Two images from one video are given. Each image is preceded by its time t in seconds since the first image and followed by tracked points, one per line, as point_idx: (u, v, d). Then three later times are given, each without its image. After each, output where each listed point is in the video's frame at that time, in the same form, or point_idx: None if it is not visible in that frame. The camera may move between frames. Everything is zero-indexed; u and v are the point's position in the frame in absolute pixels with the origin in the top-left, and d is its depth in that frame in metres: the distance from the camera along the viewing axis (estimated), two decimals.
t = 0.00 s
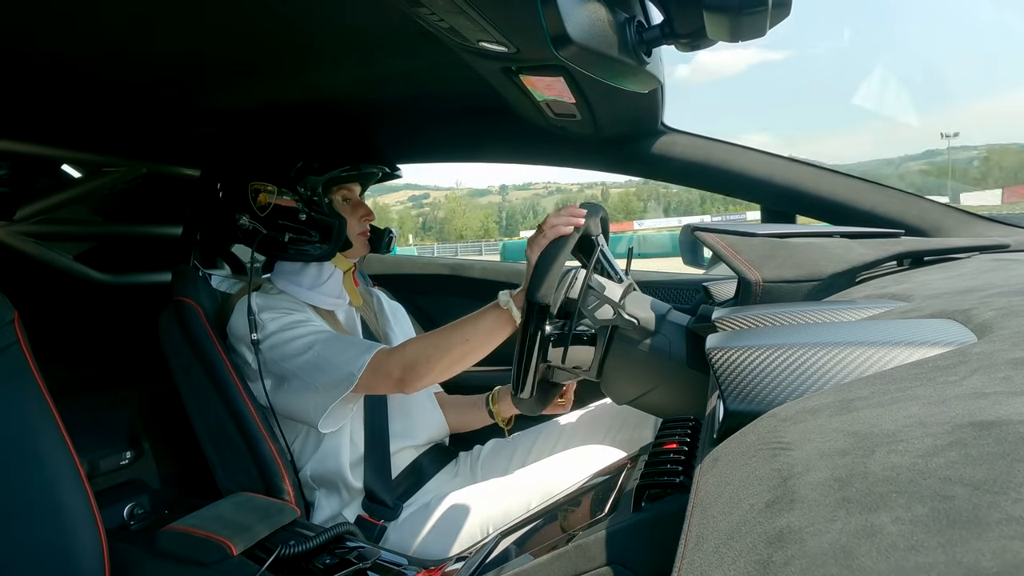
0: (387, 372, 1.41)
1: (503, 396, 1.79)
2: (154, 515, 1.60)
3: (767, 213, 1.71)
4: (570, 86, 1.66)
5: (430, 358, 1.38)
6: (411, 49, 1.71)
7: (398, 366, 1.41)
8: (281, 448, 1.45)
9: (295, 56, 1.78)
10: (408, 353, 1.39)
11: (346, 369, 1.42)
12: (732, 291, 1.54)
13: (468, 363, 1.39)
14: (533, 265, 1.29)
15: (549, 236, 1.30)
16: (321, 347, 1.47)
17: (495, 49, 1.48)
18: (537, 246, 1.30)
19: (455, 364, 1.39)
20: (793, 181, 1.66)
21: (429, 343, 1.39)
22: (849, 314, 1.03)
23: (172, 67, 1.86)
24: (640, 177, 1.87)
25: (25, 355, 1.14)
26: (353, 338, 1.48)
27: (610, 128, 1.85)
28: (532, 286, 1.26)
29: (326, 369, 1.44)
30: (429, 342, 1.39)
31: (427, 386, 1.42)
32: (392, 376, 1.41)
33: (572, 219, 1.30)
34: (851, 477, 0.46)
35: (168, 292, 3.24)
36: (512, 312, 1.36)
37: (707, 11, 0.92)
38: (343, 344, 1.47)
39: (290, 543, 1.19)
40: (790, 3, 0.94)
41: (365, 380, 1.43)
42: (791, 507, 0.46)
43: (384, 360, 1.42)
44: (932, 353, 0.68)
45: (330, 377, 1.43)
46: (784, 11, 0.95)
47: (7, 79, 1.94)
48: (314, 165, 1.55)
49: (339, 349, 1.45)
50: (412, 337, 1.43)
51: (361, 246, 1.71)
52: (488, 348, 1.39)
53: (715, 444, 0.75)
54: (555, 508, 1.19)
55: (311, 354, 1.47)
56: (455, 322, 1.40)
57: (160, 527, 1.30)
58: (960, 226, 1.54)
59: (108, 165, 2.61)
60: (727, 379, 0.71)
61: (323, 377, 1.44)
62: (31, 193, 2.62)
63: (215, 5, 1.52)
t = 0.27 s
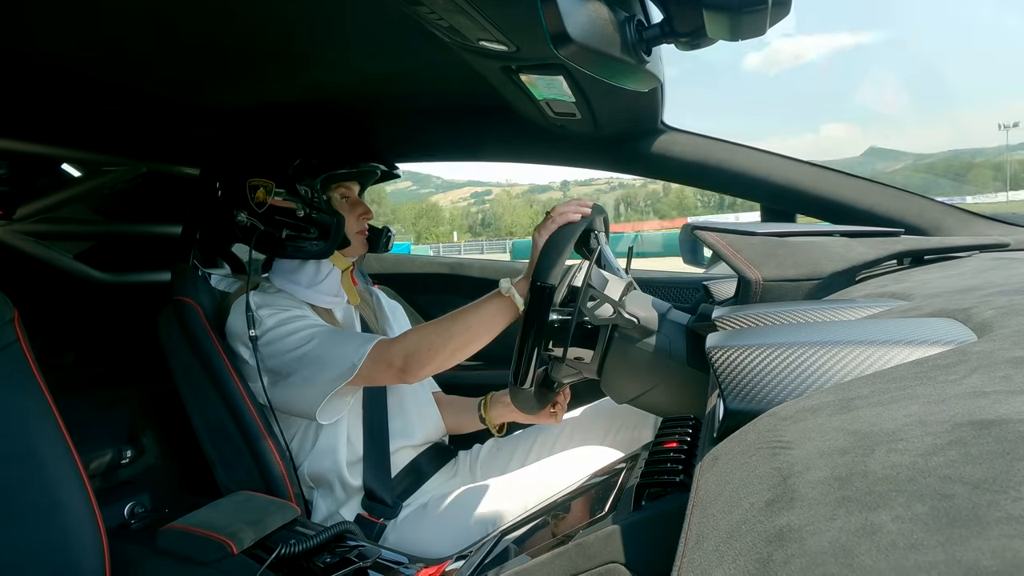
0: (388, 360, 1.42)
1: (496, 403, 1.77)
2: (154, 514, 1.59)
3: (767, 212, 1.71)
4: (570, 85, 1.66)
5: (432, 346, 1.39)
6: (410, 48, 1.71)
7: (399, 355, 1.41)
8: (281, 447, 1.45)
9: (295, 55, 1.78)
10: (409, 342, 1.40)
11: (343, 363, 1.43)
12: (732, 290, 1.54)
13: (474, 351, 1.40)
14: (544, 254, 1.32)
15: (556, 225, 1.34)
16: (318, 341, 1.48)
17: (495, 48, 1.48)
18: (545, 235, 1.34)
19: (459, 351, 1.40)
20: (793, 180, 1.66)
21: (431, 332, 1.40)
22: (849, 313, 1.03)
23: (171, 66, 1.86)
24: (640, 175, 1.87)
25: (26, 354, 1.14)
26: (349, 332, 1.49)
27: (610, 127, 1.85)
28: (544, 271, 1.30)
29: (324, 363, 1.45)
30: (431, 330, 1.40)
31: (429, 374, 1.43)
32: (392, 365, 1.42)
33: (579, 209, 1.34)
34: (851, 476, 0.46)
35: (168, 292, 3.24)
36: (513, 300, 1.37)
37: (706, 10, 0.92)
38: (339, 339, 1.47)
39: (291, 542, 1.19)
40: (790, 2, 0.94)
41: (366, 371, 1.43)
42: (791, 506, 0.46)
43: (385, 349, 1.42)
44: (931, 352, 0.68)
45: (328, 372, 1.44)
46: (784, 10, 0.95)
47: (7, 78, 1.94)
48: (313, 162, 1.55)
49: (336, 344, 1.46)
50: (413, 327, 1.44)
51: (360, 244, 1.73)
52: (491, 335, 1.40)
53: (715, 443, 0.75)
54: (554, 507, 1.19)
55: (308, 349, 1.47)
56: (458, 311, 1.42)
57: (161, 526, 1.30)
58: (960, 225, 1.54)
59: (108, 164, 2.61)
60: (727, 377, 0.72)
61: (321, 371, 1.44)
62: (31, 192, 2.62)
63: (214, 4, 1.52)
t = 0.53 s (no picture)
0: (385, 361, 1.42)
1: (496, 403, 1.77)
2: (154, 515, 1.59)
3: (767, 212, 1.70)
4: (570, 86, 1.66)
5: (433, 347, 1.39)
6: (410, 49, 1.71)
7: (398, 357, 1.41)
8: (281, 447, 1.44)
9: (295, 56, 1.78)
10: (407, 344, 1.40)
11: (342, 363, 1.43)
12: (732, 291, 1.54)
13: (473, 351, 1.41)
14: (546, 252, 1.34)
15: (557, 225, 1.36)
16: (316, 341, 1.47)
17: (495, 48, 1.48)
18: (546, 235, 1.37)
19: (458, 350, 1.41)
20: (793, 181, 1.66)
21: (431, 333, 1.40)
22: (850, 314, 1.03)
23: (171, 67, 1.86)
24: (640, 176, 1.87)
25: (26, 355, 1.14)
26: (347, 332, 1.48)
27: (610, 127, 1.85)
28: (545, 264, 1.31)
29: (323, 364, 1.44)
30: (430, 329, 1.40)
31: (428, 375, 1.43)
32: (391, 367, 1.42)
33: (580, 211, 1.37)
34: (851, 477, 0.46)
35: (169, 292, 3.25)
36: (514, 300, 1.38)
37: (706, 11, 0.92)
38: (338, 339, 1.47)
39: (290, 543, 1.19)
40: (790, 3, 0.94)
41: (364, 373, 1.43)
42: (791, 507, 0.46)
43: (383, 352, 1.42)
44: (931, 353, 0.68)
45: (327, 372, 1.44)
46: (784, 11, 0.95)
47: (7, 79, 1.94)
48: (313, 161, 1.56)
49: (335, 344, 1.46)
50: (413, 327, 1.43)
51: (360, 245, 1.73)
52: (491, 334, 1.42)
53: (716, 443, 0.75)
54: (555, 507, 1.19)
55: (306, 349, 1.47)
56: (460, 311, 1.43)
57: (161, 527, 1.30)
58: (961, 226, 1.54)
59: (108, 165, 2.61)
60: (728, 378, 0.72)
61: (320, 371, 1.44)
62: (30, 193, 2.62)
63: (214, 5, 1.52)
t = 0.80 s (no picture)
0: (380, 389, 1.42)
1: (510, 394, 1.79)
2: (153, 516, 1.59)
3: (767, 213, 1.70)
4: (570, 86, 1.66)
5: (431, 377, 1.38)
6: (410, 49, 1.71)
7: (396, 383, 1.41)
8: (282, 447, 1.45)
9: (295, 56, 1.78)
10: (401, 373, 1.40)
11: (340, 381, 1.41)
12: (732, 292, 1.54)
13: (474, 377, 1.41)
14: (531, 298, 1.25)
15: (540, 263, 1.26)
16: (315, 355, 1.46)
17: (495, 49, 1.48)
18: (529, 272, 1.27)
19: (453, 381, 1.39)
20: (793, 182, 1.66)
21: (429, 362, 1.38)
22: (851, 315, 1.03)
23: (172, 68, 1.86)
24: (640, 177, 1.87)
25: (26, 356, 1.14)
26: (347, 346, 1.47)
27: (610, 128, 1.85)
28: (529, 315, 1.24)
29: (322, 379, 1.43)
30: (424, 360, 1.39)
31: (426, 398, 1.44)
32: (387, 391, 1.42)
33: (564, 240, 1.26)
34: (851, 479, 0.46)
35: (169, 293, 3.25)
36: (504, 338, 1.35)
37: (706, 12, 0.92)
38: (338, 353, 1.46)
39: (290, 544, 1.19)
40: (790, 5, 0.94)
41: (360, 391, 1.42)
42: (791, 508, 0.46)
43: (380, 377, 1.42)
44: (931, 355, 0.68)
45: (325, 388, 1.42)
46: (784, 12, 0.95)
47: (8, 79, 1.94)
48: (312, 160, 1.57)
49: (334, 360, 1.44)
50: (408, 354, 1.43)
51: (360, 245, 1.72)
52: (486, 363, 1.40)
53: (715, 445, 0.75)
54: (557, 508, 1.18)
55: (305, 361, 1.45)
56: (450, 341, 1.40)
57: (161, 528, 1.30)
58: (961, 227, 1.54)
59: (108, 165, 2.61)
60: (727, 378, 0.72)
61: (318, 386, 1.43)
62: (31, 193, 2.62)
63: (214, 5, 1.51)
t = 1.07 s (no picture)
0: (370, 425, 1.45)
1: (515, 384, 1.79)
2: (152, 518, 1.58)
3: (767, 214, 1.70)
4: (570, 87, 1.66)
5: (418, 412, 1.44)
6: (410, 50, 1.71)
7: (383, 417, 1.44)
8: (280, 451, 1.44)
9: (296, 57, 1.78)
10: (393, 412, 1.43)
11: (336, 407, 1.43)
12: (731, 293, 1.54)
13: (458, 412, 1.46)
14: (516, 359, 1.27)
15: (517, 327, 1.26)
16: (314, 374, 1.46)
17: (496, 50, 1.48)
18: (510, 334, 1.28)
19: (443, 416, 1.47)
20: (793, 184, 1.66)
21: (416, 399, 1.44)
22: (850, 317, 1.03)
23: (172, 69, 1.86)
24: (640, 178, 1.87)
25: (25, 357, 1.14)
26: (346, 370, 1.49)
27: (611, 129, 1.85)
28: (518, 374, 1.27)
29: (318, 402, 1.44)
30: (414, 399, 1.44)
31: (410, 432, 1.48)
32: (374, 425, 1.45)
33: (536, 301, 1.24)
34: (851, 480, 0.46)
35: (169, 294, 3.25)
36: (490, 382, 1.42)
37: (707, 13, 0.92)
38: (338, 377, 1.47)
39: (288, 545, 1.18)
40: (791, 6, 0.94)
41: (353, 420, 1.44)
42: (790, 510, 0.46)
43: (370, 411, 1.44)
44: (930, 356, 0.68)
45: (320, 411, 1.44)
46: (784, 13, 0.95)
47: (8, 79, 1.94)
48: (316, 163, 1.56)
49: (333, 384, 1.45)
50: (398, 392, 1.46)
51: (361, 249, 1.72)
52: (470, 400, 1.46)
53: (714, 446, 0.75)
54: (557, 509, 1.18)
55: (303, 379, 1.45)
56: (435, 380, 1.47)
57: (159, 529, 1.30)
58: (960, 228, 1.54)
59: (109, 166, 2.61)
60: (727, 380, 0.72)
61: (313, 407, 1.44)
62: (31, 194, 2.61)
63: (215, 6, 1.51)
